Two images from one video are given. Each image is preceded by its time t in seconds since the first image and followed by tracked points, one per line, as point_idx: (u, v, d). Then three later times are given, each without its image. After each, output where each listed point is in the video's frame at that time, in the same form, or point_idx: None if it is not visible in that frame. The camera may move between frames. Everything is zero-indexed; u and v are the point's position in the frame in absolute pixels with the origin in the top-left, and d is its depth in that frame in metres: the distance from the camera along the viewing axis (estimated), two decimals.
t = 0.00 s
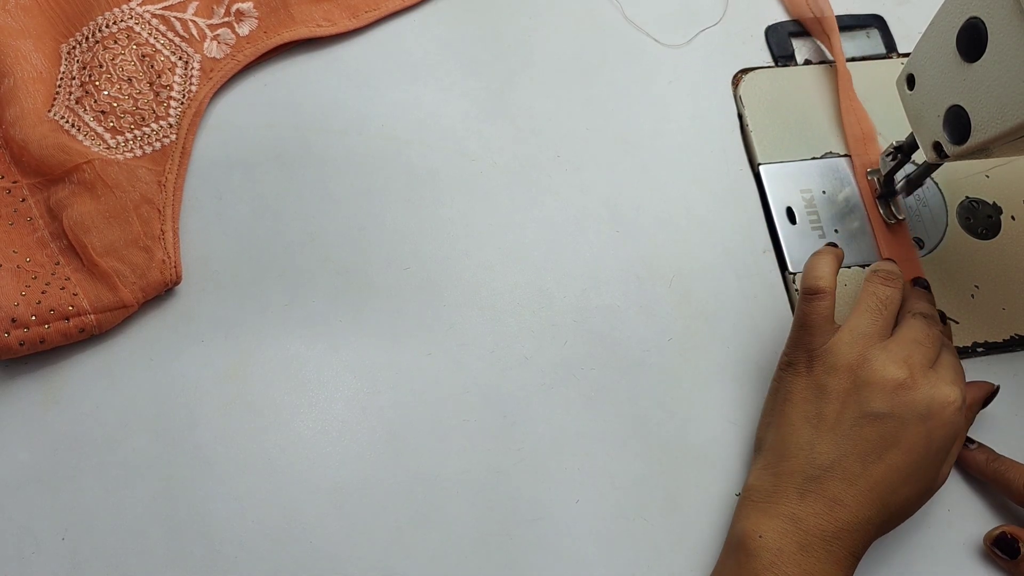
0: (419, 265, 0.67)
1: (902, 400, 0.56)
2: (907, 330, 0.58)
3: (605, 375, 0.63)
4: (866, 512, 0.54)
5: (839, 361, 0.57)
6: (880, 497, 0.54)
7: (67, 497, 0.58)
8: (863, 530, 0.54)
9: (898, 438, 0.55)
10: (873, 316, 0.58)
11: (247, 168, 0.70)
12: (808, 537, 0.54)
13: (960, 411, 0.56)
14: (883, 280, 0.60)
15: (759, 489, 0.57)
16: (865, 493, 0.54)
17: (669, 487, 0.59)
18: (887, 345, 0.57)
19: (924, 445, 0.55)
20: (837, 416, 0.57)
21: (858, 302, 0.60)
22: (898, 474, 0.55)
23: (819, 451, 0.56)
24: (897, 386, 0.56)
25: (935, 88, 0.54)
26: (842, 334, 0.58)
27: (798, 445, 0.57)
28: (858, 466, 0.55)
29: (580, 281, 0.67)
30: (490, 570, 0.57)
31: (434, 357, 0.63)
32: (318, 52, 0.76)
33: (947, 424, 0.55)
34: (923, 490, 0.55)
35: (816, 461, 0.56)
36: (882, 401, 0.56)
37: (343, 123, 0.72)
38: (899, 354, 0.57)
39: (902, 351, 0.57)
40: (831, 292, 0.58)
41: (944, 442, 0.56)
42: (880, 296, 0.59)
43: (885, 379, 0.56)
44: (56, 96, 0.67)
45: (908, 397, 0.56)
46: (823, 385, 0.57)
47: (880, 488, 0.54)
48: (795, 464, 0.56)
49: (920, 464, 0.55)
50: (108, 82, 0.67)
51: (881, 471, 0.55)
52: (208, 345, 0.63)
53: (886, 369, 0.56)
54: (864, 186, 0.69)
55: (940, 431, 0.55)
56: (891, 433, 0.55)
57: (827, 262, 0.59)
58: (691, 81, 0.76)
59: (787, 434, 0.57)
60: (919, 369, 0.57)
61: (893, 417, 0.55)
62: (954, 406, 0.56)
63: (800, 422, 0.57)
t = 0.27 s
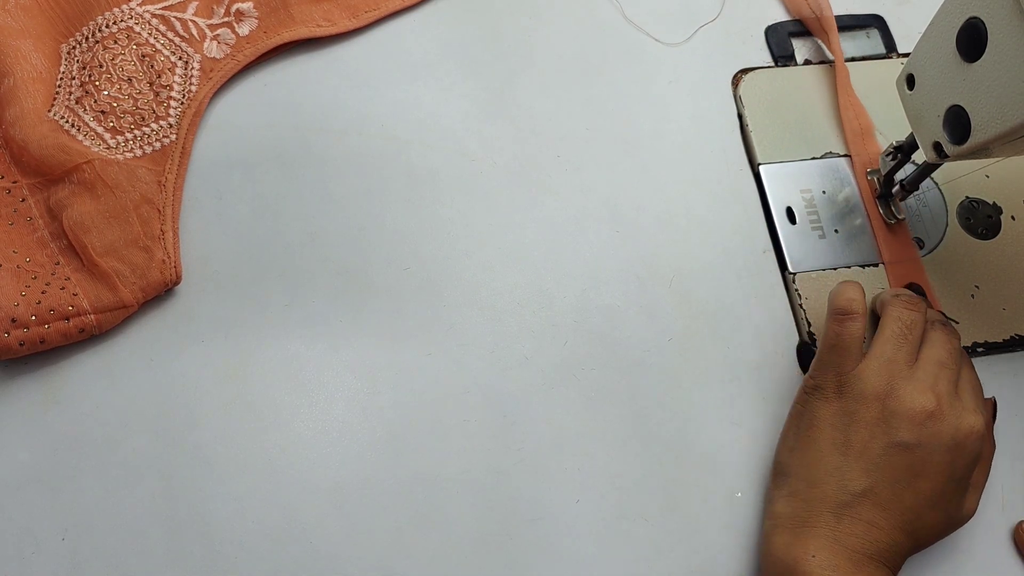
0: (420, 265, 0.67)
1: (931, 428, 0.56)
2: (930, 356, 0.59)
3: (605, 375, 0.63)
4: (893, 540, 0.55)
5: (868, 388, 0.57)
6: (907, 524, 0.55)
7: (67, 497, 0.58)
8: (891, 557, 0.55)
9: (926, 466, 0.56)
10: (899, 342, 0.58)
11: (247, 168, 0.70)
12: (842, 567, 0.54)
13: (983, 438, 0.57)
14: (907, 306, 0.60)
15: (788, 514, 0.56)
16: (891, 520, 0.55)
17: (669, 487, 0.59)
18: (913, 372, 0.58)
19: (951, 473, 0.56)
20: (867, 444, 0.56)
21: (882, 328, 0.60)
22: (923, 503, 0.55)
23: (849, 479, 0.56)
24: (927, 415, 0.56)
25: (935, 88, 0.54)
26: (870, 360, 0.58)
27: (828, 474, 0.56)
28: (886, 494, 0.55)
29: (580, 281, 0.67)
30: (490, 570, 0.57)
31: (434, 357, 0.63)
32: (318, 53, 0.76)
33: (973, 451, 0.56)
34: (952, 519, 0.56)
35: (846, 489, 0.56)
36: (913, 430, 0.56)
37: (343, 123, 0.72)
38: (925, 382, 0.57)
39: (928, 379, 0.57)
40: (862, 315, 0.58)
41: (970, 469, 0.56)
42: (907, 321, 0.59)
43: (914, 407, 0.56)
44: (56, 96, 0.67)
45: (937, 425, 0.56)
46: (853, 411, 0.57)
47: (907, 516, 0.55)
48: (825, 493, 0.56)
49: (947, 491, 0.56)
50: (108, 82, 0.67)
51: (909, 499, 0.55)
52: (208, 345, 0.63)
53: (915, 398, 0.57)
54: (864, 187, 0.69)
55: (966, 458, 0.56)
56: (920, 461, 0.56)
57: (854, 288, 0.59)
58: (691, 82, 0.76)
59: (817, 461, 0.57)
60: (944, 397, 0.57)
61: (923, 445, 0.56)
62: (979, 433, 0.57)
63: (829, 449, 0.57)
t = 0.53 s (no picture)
0: (420, 265, 0.67)
1: (927, 464, 0.57)
2: (914, 392, 0.59)
3: (606, 375, 0.63)
4: None
5: (858, 439, 0.57)
6: (934, 564, 0.55)
7: (67, 497, 0.58)
8: None
9: (932, 498, 0.56)
10: (881, 388, 0.59)
11: (247, 168, 0.70)
12: None
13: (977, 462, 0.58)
14: (883, 349, 0.60)
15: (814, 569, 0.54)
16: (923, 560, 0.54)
17: (669, 487, 0.59)
18: (897, 414, 0.58)
19: (956, 503, 0.56)
20: (873, 494, 0.56)
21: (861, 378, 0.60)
22: (941, 538, 0.55)
23: (867, 532, 0.55)
24: (918, 452, 0.57)
25: (935, 88, 0.54)
26: (855, 414, 0.58)
27: (846, 531, 0.55)
28: (907, 540, 0.55)
29: (580, 281, 0.67)
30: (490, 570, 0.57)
31: (434, 357, 0.63)
32: (318, 53, 0.76)
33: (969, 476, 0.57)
34: (972, 547, 0.56)
35: (868, 542, 0.54)
36: (909, 469, 0.56)
37: (343, 123, 0.72)
38: (911, 420, 0.58)
39: (915, 417, 0.58)
40: (837, 372, 0.57)
41: (973, 494, 0.57)
42: (885, 366, 0.59)
43: (905, 447, 0.57)
44: (56, 96, 0.67)
45: (931, 460, 0.57)
46: (849, 465, 0.56)
47: (930, 554, 0.55)
48: (849, 549, 0.54)
49: (958, 521, 0.56)
50: (108, 82, 0.67)
51: (928, 539, 0.55)
52: (208, 345, 0.63)
53: (906, 437, 0.57)
54: (865, 187, 0.69)
55: (968, 485, 0.57)
56: (925, 497, 0.56)
57: (825, 347, 0.58)
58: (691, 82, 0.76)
59: (829, 521, 0.55)
60: (933, 429, 0.58)
61: (923, 482, 0.56)
62: (972, 458, 0.58)
63: (839, 506, 0.55)
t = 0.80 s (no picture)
0: (419, 265, 0.67)
1: (930, 468, 0.57)
2: (918, 394, 0.59)
3: (605, 375, 0.63)
4: None
5: (863, 443, 0.57)
6: (938, 569, 0.55)
7: (67, 497, 0.58)
8: None
9: (935, 502, 0.56)
10: (887, 391, 0.59)
11: (248, 168, 0.70)
12: None
13: (980, 466, 0.58)
14: (889, 352, 0.60)
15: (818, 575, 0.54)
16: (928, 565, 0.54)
17: (669, 487, 0.59)
18: (902, 417, 0.59)
19: (959, 507, 0.57)
20: (878, 498, 0.56)
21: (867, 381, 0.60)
22: (946, 543, 0.55)
23: (871, 536, 0.55)
24: (922, 456, 0.57)
25: (935, 88, 0.54)
26: (860, 417, 0.58)
27: (850, 535, 0.55)
28: (912, 544, 0.55)
29: (580, 281, 0.67)
30: (490, 570, 0.57)
31: (434, 357, 0.63)
32: (318, 53, 0.76)
33: (973, 480, 0.58)
34: (976, 552, 0.56)
35: (873, 546, 0.54)
36: (912, 474, 0.57)
37: (343, 123, 0.72)
38: (916, 423, 0.58)
39: (919, 421, 0.58)
40: (844, 378, 0.56)
41: (977, 498, 0.57)
42: (890, 369, 0.60)
43: (909, 450, 0.57)
44: (56, 96, 0.67)
45: (934, 464, 0.57)
46: (854, 469, 0.56)
47: (933, 559, 0.55)
48: (853, 554, 0.54)
49: (962, 525, 0.56)
50: (108, 82, 0.67)
51: (931, 544, 0.55)
52: (208, 345, 0.63)
53: (910, 441, 0.57)
54: (865, 187, 0.69)
55: (971, 490, 0.57)
56: (929, 501, 0.56)
57: (834, 351, 0.58)
58: (691, 82, 0.76)
59: (834, 525, 0.55)
60: (937, 432, 0.58)
61: (927, 487, 0.56)
62: (975, 462, 0.58)
63: (843, 510, 0.55)
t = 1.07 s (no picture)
0: (419, 265, 0.67)
1: (940, 468, 0.56)
2: (928, 394, 0.58)
3: (605, 375, 0.63)
4: None
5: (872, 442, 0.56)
6: (946, 568, 0.54)
7: (67, 497, 0.58)
8: None
9: (944, 501, 0.56)
10: (896, 390, 0.58)
11: (248, 168, 0.70)
12: None
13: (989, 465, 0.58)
14: (897, 350, 0.59)
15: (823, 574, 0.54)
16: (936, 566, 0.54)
17: (669, 487, 0.59)
18: (912, 416, 0.57)
19: (968, 507, 0.56)
20: (886, 497, 0.55)
21: (876, 379, 0.59)
22: (954, 542, 0.55)
23: (879, 537, 0.54)
24: (932, 456, 0.56)
25: (935, 88, 0.54)
26: (869, 415, 0.57)
27: (859, 534, 0.54)
28: (921, 543, 0.54)
29: (580, 281, 0.67)
30: (490, 570, 0.57)
31: (434, 357, 0.63)
32: (318, 53, 0.76)
33: (981, 479, 0.57)
34: (983, 551, 0.56)
35: (882, 545, 0.54)
36: (921, 473, 0.56)
37: (343, 123, 0.72)
38: (926, 423, 0.57)
39: (930, 419, 0.57)
40: (856, 375, 0.56)
41: (985, 498, 0.57)
42: (899, 367, 0.58)
43: (918, 450, 0.56)
44: (56, 96, 0.67)
45: (944, 464, 0.56)
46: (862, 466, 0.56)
47: (942, 559, 0.54)
48: (861, 553, 0.54)
49: (970, 524, 0.56)
50: (107, 82, 0.67)
51: (940, 543, 0.55)
52: (208, 345, 0.63)
53: (919, 440, 0.57)
54: (865, 187, 0.69)
55: (980, 489, 0.57)
56: (938, 500, 0.55)
57: (842, 348, 0.57)
58: (691, 82, 0.76)
59: (841, 525, 0.55)
60: (947, 431, 0.57)
61: (936, 486, 0.56)
62: (984, 462, 0.57)
63: (850, 509, 0.55)
